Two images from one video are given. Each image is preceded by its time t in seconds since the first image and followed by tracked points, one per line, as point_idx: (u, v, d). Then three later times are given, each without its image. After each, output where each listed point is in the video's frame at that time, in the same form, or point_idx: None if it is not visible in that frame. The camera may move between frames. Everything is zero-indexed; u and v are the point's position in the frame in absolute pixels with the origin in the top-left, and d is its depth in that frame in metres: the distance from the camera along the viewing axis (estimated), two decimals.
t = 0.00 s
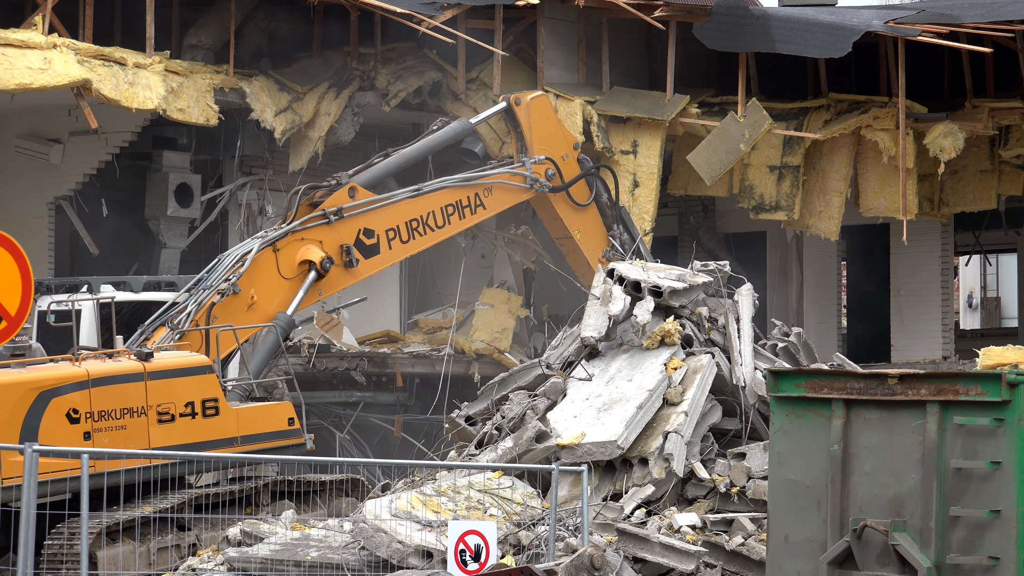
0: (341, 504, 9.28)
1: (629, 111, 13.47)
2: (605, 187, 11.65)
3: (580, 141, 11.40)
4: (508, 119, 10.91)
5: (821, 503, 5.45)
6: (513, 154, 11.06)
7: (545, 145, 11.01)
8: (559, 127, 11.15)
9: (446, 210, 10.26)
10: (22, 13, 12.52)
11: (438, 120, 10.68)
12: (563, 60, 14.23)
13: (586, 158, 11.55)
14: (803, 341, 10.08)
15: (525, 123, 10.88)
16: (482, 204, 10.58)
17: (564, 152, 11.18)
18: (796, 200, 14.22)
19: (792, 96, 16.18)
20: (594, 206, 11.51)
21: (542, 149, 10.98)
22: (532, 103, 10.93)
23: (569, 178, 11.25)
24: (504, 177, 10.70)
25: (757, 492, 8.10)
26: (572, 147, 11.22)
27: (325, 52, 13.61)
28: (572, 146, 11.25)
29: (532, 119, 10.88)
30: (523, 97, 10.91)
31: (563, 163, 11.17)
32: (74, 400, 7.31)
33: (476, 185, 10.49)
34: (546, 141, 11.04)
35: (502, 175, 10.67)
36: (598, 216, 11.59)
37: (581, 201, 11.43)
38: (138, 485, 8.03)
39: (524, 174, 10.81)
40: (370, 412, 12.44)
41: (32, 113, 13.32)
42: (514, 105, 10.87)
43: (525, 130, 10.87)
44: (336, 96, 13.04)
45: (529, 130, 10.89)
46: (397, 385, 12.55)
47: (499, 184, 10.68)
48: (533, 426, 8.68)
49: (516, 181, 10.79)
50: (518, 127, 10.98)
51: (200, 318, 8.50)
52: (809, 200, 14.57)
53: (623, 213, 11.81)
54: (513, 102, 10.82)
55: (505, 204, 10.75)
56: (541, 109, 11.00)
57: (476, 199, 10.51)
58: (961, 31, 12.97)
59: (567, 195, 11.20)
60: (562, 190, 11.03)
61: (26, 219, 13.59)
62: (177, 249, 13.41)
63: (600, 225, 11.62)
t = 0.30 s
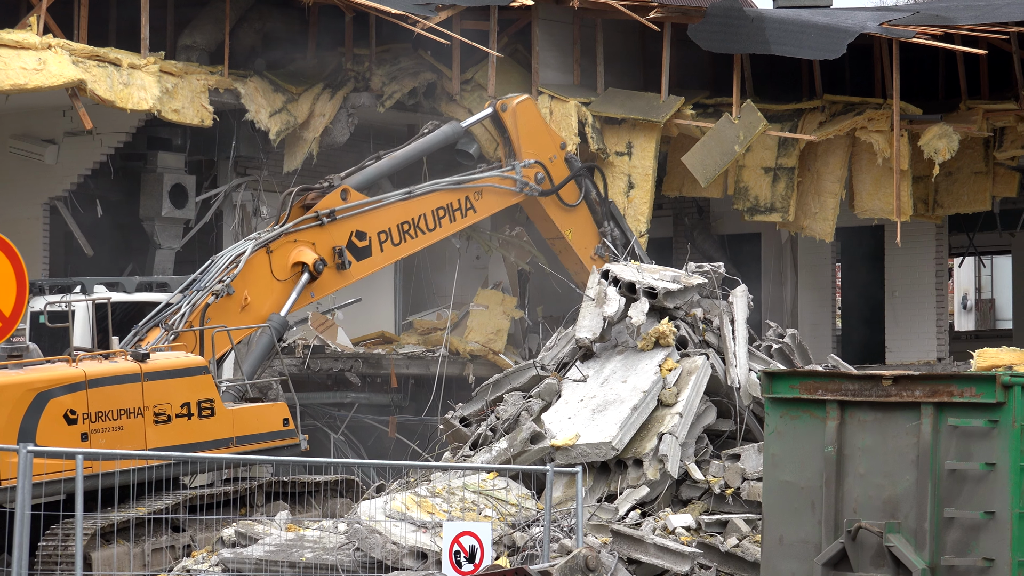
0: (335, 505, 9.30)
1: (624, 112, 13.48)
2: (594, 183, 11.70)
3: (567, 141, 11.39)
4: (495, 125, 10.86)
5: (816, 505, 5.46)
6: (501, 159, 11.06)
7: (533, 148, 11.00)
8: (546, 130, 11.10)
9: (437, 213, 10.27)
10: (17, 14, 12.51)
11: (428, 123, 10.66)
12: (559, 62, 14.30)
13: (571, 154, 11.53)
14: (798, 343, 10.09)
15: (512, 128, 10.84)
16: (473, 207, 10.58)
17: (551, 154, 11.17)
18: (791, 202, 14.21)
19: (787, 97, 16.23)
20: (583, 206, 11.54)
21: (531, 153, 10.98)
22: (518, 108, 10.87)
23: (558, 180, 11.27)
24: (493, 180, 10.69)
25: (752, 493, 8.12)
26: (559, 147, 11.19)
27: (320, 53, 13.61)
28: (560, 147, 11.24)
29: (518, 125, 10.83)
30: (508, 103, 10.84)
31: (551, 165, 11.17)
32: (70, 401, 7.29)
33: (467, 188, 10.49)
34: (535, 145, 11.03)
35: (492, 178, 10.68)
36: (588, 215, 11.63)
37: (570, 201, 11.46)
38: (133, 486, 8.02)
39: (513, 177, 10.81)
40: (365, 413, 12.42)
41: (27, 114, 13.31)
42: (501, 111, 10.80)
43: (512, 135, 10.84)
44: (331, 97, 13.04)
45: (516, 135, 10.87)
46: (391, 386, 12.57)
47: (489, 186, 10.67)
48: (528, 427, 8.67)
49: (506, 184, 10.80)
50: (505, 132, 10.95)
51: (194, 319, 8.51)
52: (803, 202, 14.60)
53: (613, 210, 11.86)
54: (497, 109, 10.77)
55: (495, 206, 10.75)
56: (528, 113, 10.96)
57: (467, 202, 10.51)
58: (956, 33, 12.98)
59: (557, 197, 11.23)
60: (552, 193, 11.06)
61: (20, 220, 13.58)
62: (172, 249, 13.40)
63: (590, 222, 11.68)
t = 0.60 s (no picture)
0: (333, 506, 9.32)
1: (622, 113, 13.47)
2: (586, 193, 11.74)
3: (559, 151, 11.39)
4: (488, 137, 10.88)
5: (814, 506, 5.47)
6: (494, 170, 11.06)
7: (528, 159, 10.97)
8: (539, 140, 11.06)
9: (432, 222, 10.25)
10: (14, 15, 12.50)
11: (426, 131, 10.71)
12: (555, 62, 14.17)
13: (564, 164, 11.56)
14: (796, 344, 10.09)
15: (506, 142, 10.83)
16: (468, 217, 10.57)
17: (545, 164, 11.15)
18: (789, 202, 14.19)
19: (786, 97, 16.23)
20: (577, 215, 11.56)
21: (526, 164, 10.96)
22: (511, 120, 10.85)
23: (552, 190, 11.27)
24: (489, 191, 10.69)
25: (749, 494, 8.13)
26: (553, 158, 11.20)
27: (318, 54, 13.61)
28: (553, 157, 11.25)
29: (511, 136, 10.79)
30: (501, 115, 10.83)
31: (545, 175, 11.15)
32: (70, 402, 7.31)
33: (463, 198, 10.49)
34: (529, 156, 11.00)
35: (487, 188, 10.67)
36: (581, 224, 11.65)
37: (564, 211, 11.49)
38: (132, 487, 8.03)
39: (508, 188, 10.79)
40: (363, 414, 12.43)
41: (26, 115, 13.31)
42: (494, 123, 10.81)
43: (506, 147, 10.81)
44: (329, 98, 13.05)
45: (510, 148, 10.85)
46: (389, 387, 12.58)
47: (485, 197, 10.66)
48: (526, 428, 8.68)
49: (501, 195, 10.79)
50: (499, 143, 10.95)
51: (193, 321, 8.48)
52: (801, 203, 14.62)
53: (606, 219, 11.87)
54: (491, 121, 10.79)
55: (489, 217, 10.73)
56: (520, 126, 10.93)
57: (461, 212, 10.50)
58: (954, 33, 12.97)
59: (552, 208, 11.21)
60: (547, 204, 11.02)
61: (18, 221, 13.59)
62: (170, 250, 13.40)
63: (584, 233, 11.72)
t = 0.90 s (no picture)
0: (335, 506, 9.31)
1: (622, 113, 13.46)
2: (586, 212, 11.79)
3: (560, 170, 11.39)
4: (488, 157, 10.81)
5: (815, 505, 5.46)
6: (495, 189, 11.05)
7: (529, 178, 11.00)
8: (539, 160, 11.09)
9: (434, 236, 10.26)
10: (14, 16, 12.50)
11: (428, 148, 10.69)
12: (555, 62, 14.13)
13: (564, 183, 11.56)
14: (796, 343, 10.08)
15: (506, 161, 10.81)
16: (469, 232, 10.55)
17: (545, 184, 11.17)
18: (789, 202, 14.19)
19: (785, 96, 16.25)
20: (577, 234, 11.57)
21: (526, 184, 10.97)
22: (512, 140, 10.85)
23: (553, 210, 11.28)
24: (490, 209, 10.70)
25: (751, 494, 8.13)
26: (554, 178, 11.23)
27: (318, 55, 13.61)
28: (553, 176, 11.26)
29: (512, 155, 10.78)
30: (502, 135, 10.82)
31: (546, 195, 11.18)
32: (75, 403, 7.34)
33: (464, 214, 10.46)
34: (529, 175, 11.02)
35: (487, 206, 10.67)
36: (582, 243, 11.69)
37: (564, 231, 11.46)
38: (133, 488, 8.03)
39: (509, 207, 10.82)
40: (364, 414, 12.41)
41: (26, 116, 13.31)
42: (495, 142, 10.78)
43: (507, 167, 10.79)
44: (329, 98, 13.05)
45: (511, 168, 10.85)
46: (390, 387, 12.58)
47: (486, 214, 10.66)
48: (527, 428, 8.68)
49: (502, 213, 10.80)
50: (500, 162, 10.91)
51: (196, 324, 8.52)
52: (801, 202, 14.63)
53: (604, 237, 11.97)
54: (492, 140, 10.75)
55: (491, 235, 10.73)
56: (520, 145, 10.92)
57: (463, 228, 10.49)
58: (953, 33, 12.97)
59: (552, 227, 11.23)
60: (547, 223, 11.04)
61: (18, 222, 13.58)
62: (171, 251, 13.39)
63: (584, 251, 11.74)
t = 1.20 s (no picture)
0: (337, 505, 9.33)
1: (623, 112, 13.45)
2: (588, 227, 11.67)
3: (563, 187, 11.42)
4: (492, 174, 10.87)
5: (817, 503, 5.46)
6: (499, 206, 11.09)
7: (533, 196, 11.03)
8: (543, 177, 11.12)
9: (438, 248, 10.30)
10: (16, 16, 12.50)
11: (433, 162, 10.64)
12: (556, 60, 14.24)
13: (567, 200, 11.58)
14: (799, 341, 10.06)
15: (510, 180, 10.85)
16: (472, 247, 10.59)
17: (549, 201, 11.21)
18: (791, 200, 14.19)
19: (786, 95, 16.27)
20: (581, 251, 11.52)
21: (530, 201, 11.01)
22: (516, 157, 10.85)
23: (557, 227, 11.29)
24: (494, 224, 10.72)
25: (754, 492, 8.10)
26: (557, 194, 11.26)
27: (319, 54, 13.60)
28: (556, 194, 11.29)
29: (516, 174, 10.81)
30: (506, 153, 10.84)
31: (549, 212, 11.19)
32: (79, 403, 7.34)
33: (468, 228, 10.50)
34: (533, 193, 11.04)
35: (491, 221, 10.69)
36: (586, 260, 11.60)
37: (568, 247, 11.43)
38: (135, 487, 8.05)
39: (514, 223, 10.83)
40: (366, 414, 12.40)
41: (27, 117, 13.31)
42: (498, 160, 10.81)
43: (510, 185, 10.84)
44: (330, 98, 13.01)
45: (513, 187, 10.88)
46: (392, 386, 12.55)
47: (490, 230, 10.69)
48: (529, 427, 8.68)
49: (506, 229, 10.82)
50: (503, 180, 10.96)
51: (199, 324, 8.50)
52: (803, 200, 14.62)
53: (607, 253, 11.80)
54: (496, 158, 10.78)
55: (494, 250, 10.77)
56: (524, 162, 10.92)
57: (467, 242, 10.53)
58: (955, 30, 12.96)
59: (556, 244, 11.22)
60: (551, 241, 11.02)
61: (20, 222, 13.59)
62: (172, 251, 13.36)
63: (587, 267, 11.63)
